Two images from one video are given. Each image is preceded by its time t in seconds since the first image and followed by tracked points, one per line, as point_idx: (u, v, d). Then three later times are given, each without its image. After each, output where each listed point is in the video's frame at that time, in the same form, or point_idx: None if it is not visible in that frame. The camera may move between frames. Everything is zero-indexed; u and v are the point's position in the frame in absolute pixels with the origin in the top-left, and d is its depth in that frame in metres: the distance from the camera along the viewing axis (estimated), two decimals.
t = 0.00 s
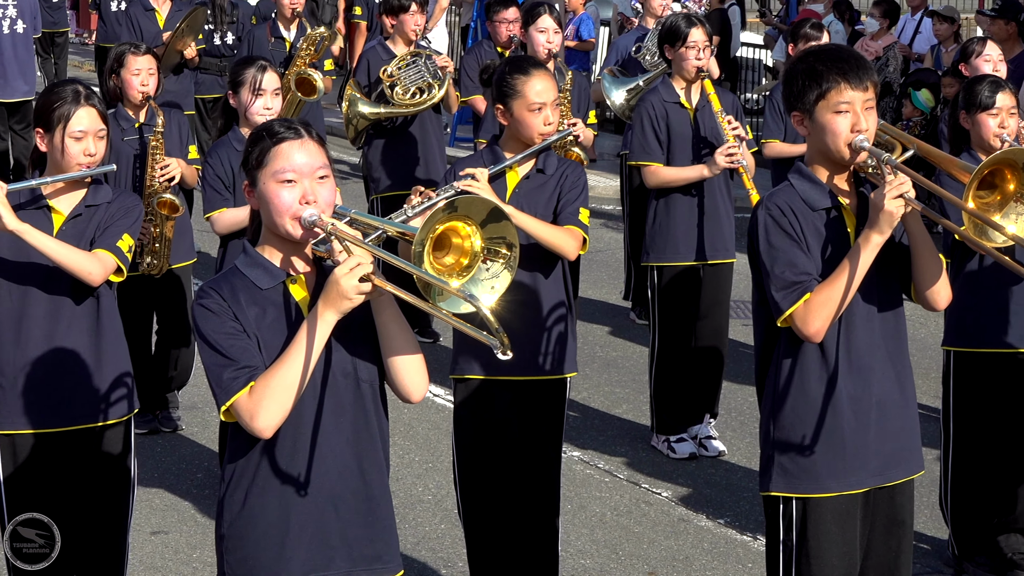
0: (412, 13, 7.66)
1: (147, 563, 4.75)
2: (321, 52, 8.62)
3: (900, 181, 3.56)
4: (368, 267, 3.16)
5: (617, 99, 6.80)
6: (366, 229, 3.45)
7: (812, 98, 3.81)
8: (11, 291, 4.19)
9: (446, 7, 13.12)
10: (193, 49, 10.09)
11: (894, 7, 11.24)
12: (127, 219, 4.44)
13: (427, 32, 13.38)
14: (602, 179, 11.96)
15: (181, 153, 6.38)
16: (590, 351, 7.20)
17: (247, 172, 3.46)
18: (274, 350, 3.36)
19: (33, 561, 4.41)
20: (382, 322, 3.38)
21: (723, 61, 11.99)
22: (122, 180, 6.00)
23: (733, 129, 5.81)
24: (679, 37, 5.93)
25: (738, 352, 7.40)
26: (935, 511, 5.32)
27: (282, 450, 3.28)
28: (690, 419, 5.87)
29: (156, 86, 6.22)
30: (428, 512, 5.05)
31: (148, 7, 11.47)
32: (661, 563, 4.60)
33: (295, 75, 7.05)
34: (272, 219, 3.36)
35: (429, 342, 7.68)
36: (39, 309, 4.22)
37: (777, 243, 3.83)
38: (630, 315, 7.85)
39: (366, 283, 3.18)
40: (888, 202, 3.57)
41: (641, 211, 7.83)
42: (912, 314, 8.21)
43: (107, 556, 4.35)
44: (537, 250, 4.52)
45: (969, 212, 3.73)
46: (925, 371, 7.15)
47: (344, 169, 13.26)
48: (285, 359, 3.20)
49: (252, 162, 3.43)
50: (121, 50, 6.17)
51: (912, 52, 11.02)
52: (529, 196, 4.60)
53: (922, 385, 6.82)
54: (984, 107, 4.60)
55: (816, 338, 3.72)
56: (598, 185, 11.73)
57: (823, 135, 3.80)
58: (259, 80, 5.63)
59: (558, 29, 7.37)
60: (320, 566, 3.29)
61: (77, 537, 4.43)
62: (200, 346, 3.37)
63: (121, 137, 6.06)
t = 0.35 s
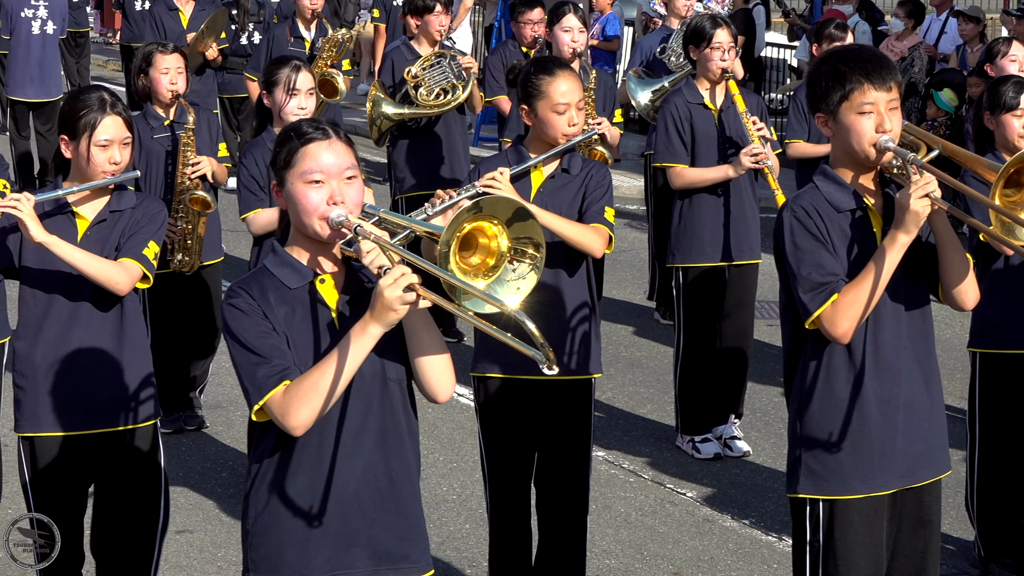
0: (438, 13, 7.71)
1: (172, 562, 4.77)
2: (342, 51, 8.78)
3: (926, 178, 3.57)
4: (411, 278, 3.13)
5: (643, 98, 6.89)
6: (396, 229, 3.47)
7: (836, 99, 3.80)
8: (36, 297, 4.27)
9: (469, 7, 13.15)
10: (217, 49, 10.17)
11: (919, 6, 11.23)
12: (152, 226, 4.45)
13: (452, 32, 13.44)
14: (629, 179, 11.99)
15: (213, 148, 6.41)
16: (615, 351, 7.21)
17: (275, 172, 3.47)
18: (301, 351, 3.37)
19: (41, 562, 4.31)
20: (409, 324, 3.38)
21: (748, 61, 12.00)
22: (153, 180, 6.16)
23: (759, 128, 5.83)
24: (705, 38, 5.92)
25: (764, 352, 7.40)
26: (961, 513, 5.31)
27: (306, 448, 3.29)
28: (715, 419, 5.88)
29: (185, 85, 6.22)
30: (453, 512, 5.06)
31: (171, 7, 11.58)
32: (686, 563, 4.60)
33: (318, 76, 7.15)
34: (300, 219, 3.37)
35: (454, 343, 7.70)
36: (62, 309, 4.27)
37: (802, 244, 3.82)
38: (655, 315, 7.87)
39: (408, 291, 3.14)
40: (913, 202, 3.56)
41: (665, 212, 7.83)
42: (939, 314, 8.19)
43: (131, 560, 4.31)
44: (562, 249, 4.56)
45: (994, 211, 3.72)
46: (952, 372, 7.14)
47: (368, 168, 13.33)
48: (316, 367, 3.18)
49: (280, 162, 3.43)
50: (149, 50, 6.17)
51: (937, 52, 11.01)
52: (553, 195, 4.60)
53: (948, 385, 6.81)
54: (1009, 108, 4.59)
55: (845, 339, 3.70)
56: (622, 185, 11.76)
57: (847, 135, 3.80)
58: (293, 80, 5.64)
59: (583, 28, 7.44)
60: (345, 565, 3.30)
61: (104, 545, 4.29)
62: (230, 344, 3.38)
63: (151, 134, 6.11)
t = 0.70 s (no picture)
0: (462, 13, 7.73)
1: (196, 561, 4.80)
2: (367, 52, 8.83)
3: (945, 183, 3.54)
4: (439, 279, 3.11)
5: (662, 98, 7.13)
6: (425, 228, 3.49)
7: (859, 101, 3.79)
8: (63, 294, 4.27)
9: (494, 7, 13.15)
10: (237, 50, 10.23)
11: (942, 7, 11.25)
12: (178, 225, 4.46)
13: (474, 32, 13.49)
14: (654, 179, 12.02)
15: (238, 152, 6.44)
16: (638, 351, 7.25)
17: (305, 172, 3.47)
18: (327, 352, 3.36)
19: (66, 558, 4.29)
20: (437, 325, 3.36)
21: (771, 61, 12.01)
22: (179, 179, 6.15)
23: (783, 127, 5.82)
24: (728, 38, 5.94)
25: (787, 353, 7.43)
26: (984, 515, 5.32)
27: (334, 446, 3.29)
28: (739, 419, 5.91)
29: (210, 86, 6.24)
30: (476, 511, 5.09)
31: (191, 8, 11.63)
32: (710, 564, 4.62)
33: (343, 75, 7.13)
34: (329, 219, 3.36)
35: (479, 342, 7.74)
36: (88, 310, 4.27)
37: (828, 238, 3.83)
38: (678, 316, 7.91)
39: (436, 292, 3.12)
40: (990, 234, 3.44)
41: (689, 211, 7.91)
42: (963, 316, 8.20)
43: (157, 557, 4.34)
44: (583, 252, 4.50)
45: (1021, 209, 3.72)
46: (977, 374, 7.14)
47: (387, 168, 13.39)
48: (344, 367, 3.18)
49: (308, 161, 3.43)
50: (174, 50, 6.19)
51: (962, 53, 11.01)
52: (575, 197, 4.60)
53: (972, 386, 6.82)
54: None
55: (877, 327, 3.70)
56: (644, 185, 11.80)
57: (870, 137, 3.79)
58: (320, 81, 5.74)
59: (607, 28, 7.47)
60: (371, 565, 3.29)
61: (128, 541, 4.35)
62: (258, 344, 3.37)
63: (175, 136, 6.13)
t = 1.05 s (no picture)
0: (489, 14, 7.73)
1: (222, 560, 4.82)
2: (394, 51, 8.85)
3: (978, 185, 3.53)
4: (467, 279, 3.08)
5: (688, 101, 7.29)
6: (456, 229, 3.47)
7: (891, 102, 3.77)
8: (97, 291, 4.27)
9: (519, 7, 13.13)
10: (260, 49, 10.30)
11: (968, 7, 11.26)
12: (210, 220, 4.46)
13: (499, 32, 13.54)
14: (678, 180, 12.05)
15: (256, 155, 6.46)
16: (663, 352, 7.28)
17: (332, 171, 3.44)
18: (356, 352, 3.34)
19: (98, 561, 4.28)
20: (464, 325, 3.33)
21: (797, 62, 12.02)
22: (204, 178, 6.19)
23: (811, 126, 5.80)
24: (755, 38, 5.96)
25: (811, 354, 7.44)
26: (1010, 518, 5.31)
27: (361, 450, 3.27)
28: (765, 420, 5.92)
29: (234, 88, 6.33)
30: (501, 511, 5.11)
31: (214, 9, 11.70)
32: (735, 564, 4.62)
33: (370, 74, 7.13)
34: (356, 219, 3.33)
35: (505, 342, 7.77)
36: (126, 308, 4.28)
37: (855, 247, 3.79)
38: (703, 316, 7.93)
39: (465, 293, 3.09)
40: (997, 221, 3.45)
41: (715, 212, 7.95)
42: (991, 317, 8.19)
43: (184, 557, 4.35)
44: (612, 254, 4.49)
45: None
46: (1004, 376, 7.13)
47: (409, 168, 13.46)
48: (372, 367, 3.17)
49: (337, 161, 3.40)
50: (200, 50, 6.27)
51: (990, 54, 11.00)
52: (605, 197, 4.60)
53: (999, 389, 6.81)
54: None
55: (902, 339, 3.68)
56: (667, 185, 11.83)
57: (901, 138, 3.76)
58: (344, 81, 5.74)
59: (633, 29, 7.49)
60: (401, 567, 3.26)
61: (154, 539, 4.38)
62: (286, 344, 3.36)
63: (198, 139, 6.19)
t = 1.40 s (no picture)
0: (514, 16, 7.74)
1: (247, 559, 4.83)
2: (417, 51, 8.87)
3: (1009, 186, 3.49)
4: (479, 271, 3.10)
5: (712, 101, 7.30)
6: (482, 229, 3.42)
7: (918, 102, 3.76)
8: (114, 294, 4.28)
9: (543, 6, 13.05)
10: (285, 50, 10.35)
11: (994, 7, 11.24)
12: (229, 225, 4.46)
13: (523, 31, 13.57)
14: (701, 180, 12.06)
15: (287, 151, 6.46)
16: (687, 352, 7.29)
17: (360, 172, 3.43)
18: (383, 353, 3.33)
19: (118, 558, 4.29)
20: (492, 325, 3.31)
21: (822, 61, 12.02)
22: (230, 178, 6.24)
23: (833, 132, 5.80)
24: (779, 40, 5.89)
25: (835, 355, 7.44)
26: None
27: (388, 453, 3.26)
28: (789, 421, 5.93)
29: (261, 87, 6.31)
30: (525, 511, 5.12)
31: (239, 8, 11.71)
32: (760, 565, 4.62)
33: (392, 74, 7.13)
34: (386, 220, 3.32)
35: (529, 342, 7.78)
36: (141, 311, 4.29)
37: (883, 251, 3.74)
38: (727, 317, 7.93)
39: (478, 285, 3.13)
40: (1001, 210, 3.48)
41: (739, 212, 7.95)
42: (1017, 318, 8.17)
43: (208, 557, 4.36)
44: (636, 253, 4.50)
45: None
46: None
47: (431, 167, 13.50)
48: (392, 364, 3.18)
49: (366, 161, 3.39)
50: (226, 50, 6.26)
51: (1016, 54, 10.98)
52: (627, 196, 4.60)
53: None
54: None
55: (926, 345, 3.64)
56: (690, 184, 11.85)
57: (928, 138, 3.75)
58: (364, 81, 5.72)
59: (656, 29, 7.57)
60: (429, 568, 3.25)
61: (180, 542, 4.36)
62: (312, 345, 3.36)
63: (226, 137, 6.22)
